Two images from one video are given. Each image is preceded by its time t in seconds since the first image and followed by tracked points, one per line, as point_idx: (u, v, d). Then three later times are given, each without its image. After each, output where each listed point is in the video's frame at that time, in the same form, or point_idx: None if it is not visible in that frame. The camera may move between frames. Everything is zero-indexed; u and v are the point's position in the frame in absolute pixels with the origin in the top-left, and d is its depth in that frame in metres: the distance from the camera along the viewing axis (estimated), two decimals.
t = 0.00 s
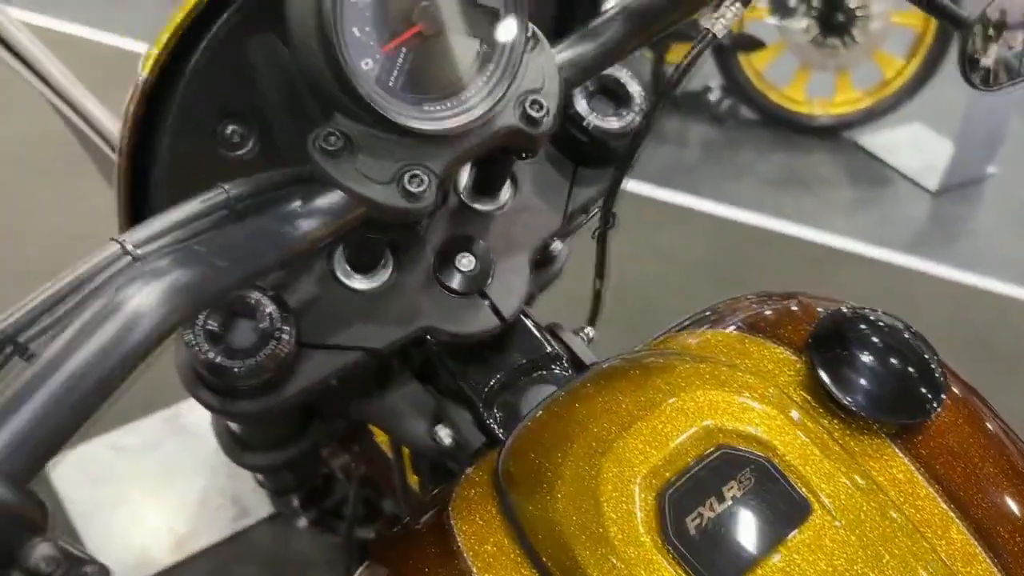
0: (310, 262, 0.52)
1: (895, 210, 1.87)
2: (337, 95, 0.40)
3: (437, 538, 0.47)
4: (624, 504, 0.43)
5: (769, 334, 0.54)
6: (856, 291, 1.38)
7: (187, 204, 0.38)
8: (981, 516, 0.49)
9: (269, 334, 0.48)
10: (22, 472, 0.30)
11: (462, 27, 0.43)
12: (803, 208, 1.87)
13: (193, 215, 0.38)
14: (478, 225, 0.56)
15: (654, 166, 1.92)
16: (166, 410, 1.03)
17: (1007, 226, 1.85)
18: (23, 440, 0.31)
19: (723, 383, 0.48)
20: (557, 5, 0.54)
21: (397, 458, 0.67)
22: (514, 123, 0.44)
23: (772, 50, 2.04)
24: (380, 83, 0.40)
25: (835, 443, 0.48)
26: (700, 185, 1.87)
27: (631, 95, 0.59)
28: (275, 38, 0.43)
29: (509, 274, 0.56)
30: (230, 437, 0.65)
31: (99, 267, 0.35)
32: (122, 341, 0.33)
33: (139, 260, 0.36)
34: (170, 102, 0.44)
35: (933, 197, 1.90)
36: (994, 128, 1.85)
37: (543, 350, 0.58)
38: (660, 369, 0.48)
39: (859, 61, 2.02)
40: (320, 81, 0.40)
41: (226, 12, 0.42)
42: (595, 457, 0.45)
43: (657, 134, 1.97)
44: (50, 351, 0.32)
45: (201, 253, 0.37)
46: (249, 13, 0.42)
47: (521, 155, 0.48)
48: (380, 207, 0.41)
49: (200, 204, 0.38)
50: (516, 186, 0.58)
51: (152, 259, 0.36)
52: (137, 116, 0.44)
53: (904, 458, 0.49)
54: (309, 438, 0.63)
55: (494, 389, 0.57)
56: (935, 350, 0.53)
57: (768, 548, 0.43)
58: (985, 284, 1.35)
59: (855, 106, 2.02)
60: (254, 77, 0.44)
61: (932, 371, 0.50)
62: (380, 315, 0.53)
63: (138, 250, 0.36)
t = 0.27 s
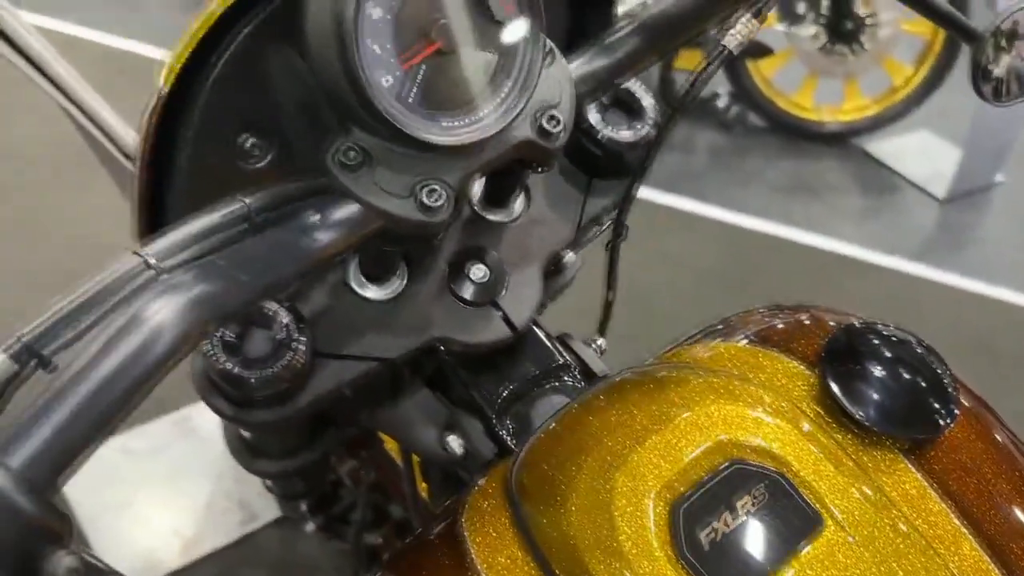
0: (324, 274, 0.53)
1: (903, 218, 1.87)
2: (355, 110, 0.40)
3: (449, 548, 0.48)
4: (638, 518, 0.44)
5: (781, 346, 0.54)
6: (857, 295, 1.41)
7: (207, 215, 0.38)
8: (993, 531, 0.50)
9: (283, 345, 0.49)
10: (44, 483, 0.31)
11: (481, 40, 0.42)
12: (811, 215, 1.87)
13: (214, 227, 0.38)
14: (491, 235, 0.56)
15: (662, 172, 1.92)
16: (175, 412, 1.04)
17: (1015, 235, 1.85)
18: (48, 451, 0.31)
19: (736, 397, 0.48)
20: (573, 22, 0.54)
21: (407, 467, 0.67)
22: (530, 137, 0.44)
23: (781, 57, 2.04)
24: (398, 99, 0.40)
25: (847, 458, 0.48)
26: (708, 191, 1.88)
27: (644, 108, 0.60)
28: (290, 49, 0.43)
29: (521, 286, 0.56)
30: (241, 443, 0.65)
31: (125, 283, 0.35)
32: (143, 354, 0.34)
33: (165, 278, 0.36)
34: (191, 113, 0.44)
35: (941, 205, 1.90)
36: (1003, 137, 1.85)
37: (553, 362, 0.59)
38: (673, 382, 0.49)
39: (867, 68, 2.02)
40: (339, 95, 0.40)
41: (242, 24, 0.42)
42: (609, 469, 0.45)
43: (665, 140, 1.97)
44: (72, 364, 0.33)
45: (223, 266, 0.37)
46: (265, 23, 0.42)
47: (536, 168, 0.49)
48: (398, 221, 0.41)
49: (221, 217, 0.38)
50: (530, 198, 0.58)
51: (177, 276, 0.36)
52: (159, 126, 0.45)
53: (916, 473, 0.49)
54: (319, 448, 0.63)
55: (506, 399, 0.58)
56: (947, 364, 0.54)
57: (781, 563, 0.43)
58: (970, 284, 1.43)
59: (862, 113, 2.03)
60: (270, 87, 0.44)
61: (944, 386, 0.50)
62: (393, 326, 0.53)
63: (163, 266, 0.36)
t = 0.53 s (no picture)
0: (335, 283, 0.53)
1: (910, 225, 1.87)
2: (370, 122, 0.40)
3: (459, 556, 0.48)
4: (647, 528, 0.44)
5: (789, 357, 0.55)
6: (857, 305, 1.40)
7: (219, 227, 0.40)
8: (1002, 542, 0.50)
9: (295, 352, 0.49)
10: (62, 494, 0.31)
11: (493, 52, 0.43)
12: (818, 222, 1.87)
13: (225, 238, 0.39)
14: (500, 245, 0.57)
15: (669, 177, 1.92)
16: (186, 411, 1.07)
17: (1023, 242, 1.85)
18: (66, 461, 0.31)
19: (745, 408, 0.48)
20: (582, 29, 0.54)
21: (416, 474, 0.67)
22: (541, 148, 0.44)
23: (788, 63, 2.05)
24: (411, 110, 0.41)
25: (856, 469, 0.48)
26: (715, 198, 1.88)
27: (654, 117, 0.60)
28: (306, 60, 0.44)
29: (530, 294, 0.56)
30: (250, 450, 0.65)
31: (138, 290, 0.36)
32: (160, 364, 0.34)
33: (177, 283, 0.37)
34: (205, 123, 0.44)
35: (948, 212, 1.90)
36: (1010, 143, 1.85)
37: (563, 370, 0.59)
38: (682, 391, 0.49)
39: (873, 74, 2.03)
40: (352, 106, 0.40)
41: (258, 33, 0.43)
42: (619, 479, 0.45)
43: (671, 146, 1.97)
44: (90, 375, 0.33)
45: (240, 278, 0.37)
46: (282, 34, 0.43)
47: (546, 178, 0.49)
48: (410, 231, 0.41)
49: (231, 228, 0.40)
50: (539, 206, 0.58)
51: (189, 286, 0.36)
52: (172, 139, 0.44)
53: (924, 484, 0.50)
54: (328, 453, 0.64)
55: (514, 407, 0.58)
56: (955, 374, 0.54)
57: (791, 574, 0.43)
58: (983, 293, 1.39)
59: (869, 119, 2.04)
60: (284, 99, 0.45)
61: (953, 397, 0.50)
62: (405, 334, 0.53)
63: (175, 273, 0.37)
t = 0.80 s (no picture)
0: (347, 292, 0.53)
1: (918, 232, 1.87)
2: (385, 135, 0.41)
3: (468, 564, 0.48)
4: (658, 540, 0.44)
5: (798, 367, 0.55)
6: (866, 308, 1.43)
7: (234, 238, 0.40)
8: (1011, 555, 0.50)
9: (307, 361, 0.50)
10: (81, 504, 0.31)
11: (506, 65, 0.43)
12: (825, 229, 1.87)
13: (241, 249, 0.39)
14: (511, 253, 0.57)
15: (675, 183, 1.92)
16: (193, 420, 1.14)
17: None
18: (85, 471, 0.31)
19: (755, 420, 0.48)
20: (591, 41, 0.54)
21: (423, 481, 0.68)
22: (553, 160, 0.45)
23: (795, 69, 2.05)
24: (425, 123, 0.41)
25: (866, 482, 0.49)
26: (723, 204, 1.88)
27: (663, 128, 0.60)
28: (320, 73, 0.44)
29: (540, 304, 0.57)
30: (260, 456, 0.66)
31: (154, 301, 0.36)
32: (177, 376, 0.34)
33: (193, 294, 0.37)
34: (221, 133, 0.45)
35: (955, 220, 1.90)
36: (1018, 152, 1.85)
37: (572, 378, 0.59)
38: (692, 403, 0.49)
39: (881, 80, 2.03)
40: (366, 118, 0.41)
41: (273, 45, 0.43)
42: (631, 490, 0.46)
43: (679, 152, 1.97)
44: (109, 385, 0.33)
45: (255, 289, 0.38)
46: (297, 48, 0.44)
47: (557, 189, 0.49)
48: (423, 242, 0.42)
49: (247, 240, 0.40)
50: (549, 217, 0.58)
51: (207, 298, 0.36)
52: (190, 144, 0.45)
53: (934, 497, 0.50)
54: (336, 459, 0.63)
55: (523, 416, 0.58)
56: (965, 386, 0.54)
57: None
58: (975, 298, 1.46)
59: (877, 125, 2.03)
60: (298, 111, 0.45)
61: (962, 410, 0.51)
62: (416, 343, 0.54)
63: (191, 284, 0.37)
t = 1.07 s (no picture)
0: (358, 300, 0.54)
1: (924, 239, 1.87)
2: (398, 147, 0.41)
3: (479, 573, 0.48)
4: (670, 551, 0.44)
5: (807, 379, 0.55)
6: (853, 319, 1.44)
7: (250, 249, 0.40)
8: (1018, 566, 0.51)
9: (319, 371, 0.50)
10: (103, 515, 0.31)
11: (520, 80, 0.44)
12: (832, 235, 1.87)
13: (258, 260, 0.39)
14: (521, 263, 0.57)
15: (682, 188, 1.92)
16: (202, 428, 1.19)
17: None
18: (106, 484, 0.32)
19: (765, 432, 0.48)
20: (604, 50, 0.54)
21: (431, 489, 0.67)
22: (564, 172, 0.45)
23: (802, 74, 2.05)
24: (440, 137, 0.41)
25: (876, 493, 0.49)
26: (729, 209, 1.88)
27: (674, 140, 0.60)
28: (334, 84, 0.45)
29: (551, 313, 0.57)
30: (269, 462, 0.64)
31: (171, 313, 0.36)
32: (196, 389, 0.34)
33: (210, 308, 0.37)
34: (237, 145, 0.45)
35: (961, 226, 1.91)
36: None
37: (582, 389, 0.59)
38: (702, 414, 0.49)
39: (887, 86, 2.03)
40: (382, 132, 0.41)
41: (288, 58, 0.44)
42: (641, 501, 0.46)
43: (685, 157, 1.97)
44: (130, 398, 0.34)
45: (272, 302, 0.38)
46: (311, 60, 0.44)
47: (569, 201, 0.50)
48: (436, 254, 0.42)
49: (263, 249, 0.40)
50: (560, 227, 0.58)
51: (224, 312, 0.37)
52: (205, 157, 0.45)
53: (943, 509, 0.50)
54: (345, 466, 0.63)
55: (532, 426, 0.58)
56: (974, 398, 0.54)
57: None
58: (987, 307, 1.41)
59: (881, 131, 2.03)
60: (311, 122, 0.46)
61: (972, 423, 0.51)
62: (427, 352, 0.54)
63: (208, 296, 0.38)
